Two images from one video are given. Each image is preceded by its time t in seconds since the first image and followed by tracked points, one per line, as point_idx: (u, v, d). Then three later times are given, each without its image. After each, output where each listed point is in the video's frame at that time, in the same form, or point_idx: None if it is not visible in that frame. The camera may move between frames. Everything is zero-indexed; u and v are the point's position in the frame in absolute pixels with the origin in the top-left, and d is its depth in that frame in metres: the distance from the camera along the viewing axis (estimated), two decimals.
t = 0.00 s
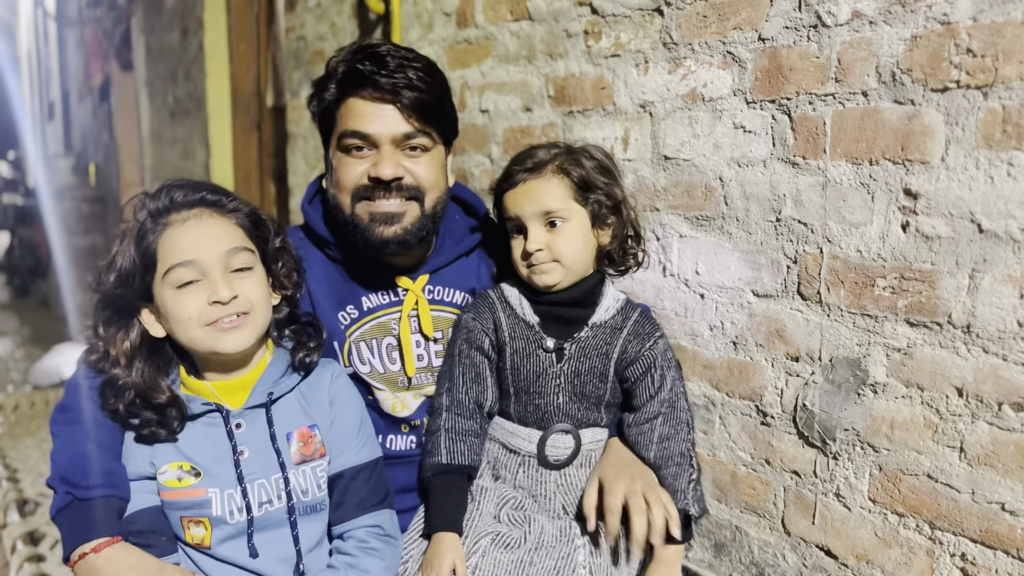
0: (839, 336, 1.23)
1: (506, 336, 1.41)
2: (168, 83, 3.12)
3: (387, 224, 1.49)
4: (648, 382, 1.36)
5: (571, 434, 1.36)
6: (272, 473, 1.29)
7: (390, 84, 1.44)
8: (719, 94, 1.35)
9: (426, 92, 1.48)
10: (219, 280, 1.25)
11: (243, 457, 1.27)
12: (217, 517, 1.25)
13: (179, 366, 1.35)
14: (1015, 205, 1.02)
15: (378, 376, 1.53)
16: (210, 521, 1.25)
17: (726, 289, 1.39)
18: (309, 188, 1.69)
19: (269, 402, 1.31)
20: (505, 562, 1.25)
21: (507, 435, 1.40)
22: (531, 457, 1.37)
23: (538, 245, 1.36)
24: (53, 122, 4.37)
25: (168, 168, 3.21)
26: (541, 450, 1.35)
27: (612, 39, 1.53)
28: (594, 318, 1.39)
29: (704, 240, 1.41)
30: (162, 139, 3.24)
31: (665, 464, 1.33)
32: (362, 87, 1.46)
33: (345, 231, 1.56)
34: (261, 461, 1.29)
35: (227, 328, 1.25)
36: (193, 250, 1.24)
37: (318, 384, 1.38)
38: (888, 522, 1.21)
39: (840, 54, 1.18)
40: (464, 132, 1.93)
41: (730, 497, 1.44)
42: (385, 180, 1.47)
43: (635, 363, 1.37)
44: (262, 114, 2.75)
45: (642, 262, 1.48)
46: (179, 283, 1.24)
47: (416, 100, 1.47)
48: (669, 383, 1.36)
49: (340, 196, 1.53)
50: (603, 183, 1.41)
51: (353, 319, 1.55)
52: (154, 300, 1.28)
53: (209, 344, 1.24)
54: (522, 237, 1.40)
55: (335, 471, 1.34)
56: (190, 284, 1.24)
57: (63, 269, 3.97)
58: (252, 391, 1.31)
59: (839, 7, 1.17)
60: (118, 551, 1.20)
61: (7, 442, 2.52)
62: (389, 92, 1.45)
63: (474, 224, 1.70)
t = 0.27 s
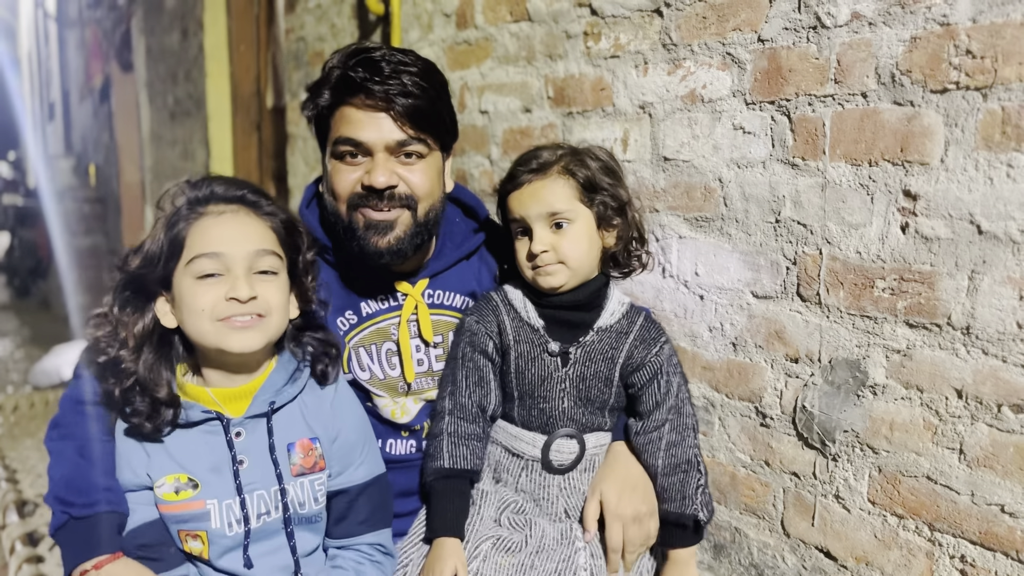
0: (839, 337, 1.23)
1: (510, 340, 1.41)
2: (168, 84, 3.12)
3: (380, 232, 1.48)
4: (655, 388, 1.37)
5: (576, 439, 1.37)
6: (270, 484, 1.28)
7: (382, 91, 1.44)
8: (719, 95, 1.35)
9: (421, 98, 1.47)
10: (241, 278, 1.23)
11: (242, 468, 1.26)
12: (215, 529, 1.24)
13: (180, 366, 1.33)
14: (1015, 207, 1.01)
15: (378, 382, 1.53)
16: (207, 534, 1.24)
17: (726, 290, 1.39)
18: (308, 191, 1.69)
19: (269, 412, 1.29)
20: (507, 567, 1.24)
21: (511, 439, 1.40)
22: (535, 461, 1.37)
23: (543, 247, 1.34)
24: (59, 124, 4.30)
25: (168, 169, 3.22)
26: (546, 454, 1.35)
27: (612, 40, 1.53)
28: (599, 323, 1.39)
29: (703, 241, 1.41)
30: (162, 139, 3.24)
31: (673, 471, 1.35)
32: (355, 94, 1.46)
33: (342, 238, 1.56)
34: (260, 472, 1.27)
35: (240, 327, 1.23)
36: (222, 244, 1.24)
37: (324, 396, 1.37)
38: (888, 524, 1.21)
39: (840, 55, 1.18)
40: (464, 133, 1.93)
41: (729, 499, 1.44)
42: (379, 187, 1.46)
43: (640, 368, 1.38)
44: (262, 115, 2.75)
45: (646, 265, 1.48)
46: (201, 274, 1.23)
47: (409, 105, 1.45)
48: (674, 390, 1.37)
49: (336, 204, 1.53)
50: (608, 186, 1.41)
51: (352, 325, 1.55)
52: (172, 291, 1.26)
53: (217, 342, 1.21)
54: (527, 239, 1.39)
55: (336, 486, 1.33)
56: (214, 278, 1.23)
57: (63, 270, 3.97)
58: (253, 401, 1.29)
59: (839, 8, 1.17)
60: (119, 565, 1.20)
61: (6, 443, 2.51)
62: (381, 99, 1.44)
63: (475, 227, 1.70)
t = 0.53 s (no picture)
0: (839, 339, 1.23)
1: (513, 343, 1.41)
2: (169, 85, 3.11)
3: (383, 240, 1.49)
4: (656, 392, 1.37)
5: (577, 444, 1.37)
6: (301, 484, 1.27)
7: (386, 100, 1.43)
8: (719, 96, 1.35)
9: (423, 103, 1.47)
10: (255, 262, 1.22)
11: (273, 470, 1.24)
12: (257, 532, 1.23)
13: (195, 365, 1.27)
14: (1016, 209, 1.01)
15: (380, 389, 1.53)
16: (249, 537, 1.22)
17: (726, 292, 1.38)
18: (308, 196, 1.69)
19: (296, 410, 1.28)
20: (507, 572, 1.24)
21: (512, 443, 1.40)
22: (535, 466, 1.37)
23: (552, 248, 1.34)
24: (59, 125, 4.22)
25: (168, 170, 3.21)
26: (547, 460, 1.35)
27: (613, 42, 1.53)
28: (602, 327, 1.39)
29: (704, 242, 1.41)
30: (162, 140, 3.23)
31: (671, 477, 1.35)
32: (357, 101, 1.45)
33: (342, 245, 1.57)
34: (291, 473, 1.26)
35: (253, 311, 1.20)
36: (235, 231, 1.23)
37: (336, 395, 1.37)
38: (888, 526, 1.20)
39: (840, 57, 1.17)
40: (465, 134, 1.93)
41: (730, 501, 1.44)
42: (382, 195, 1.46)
43: (643, 373, 1.38)
44: (262, 116, 2.75)
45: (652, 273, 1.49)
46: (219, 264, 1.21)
47: (413, 113, 1.45)
48: (675, 395, 1.37)
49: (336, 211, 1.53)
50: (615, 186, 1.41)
51: (353, 331, 1.55)
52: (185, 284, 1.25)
53: (229, 327, 1.19)
54: (535, 240, 1.38)
55: (353, 483, 1.33)
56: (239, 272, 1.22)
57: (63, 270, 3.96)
58: (278, 402, 1.28)
59: (839, 9, 1.17)
60: None
61: (6, 444, 2.51)
62: (384, 108, 1.44)
63: (477, 230, 1.70)
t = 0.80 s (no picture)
0: (842, 341, 1.23)
1: (514, 345, 1.40)
2: (169, 85, 3.11)
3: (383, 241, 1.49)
4: (658, 396, 1.36)
5: (578, 447, 1.37)
6: (305, 468, 1.28)
7: (384, 100, 1.43)
8: (722, 97, 1.35)
9: (422, 103, 1.46)
10: (259, 252, 1.23)
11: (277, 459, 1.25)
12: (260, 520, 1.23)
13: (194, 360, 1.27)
14: (1020, 210, 1.01)
15: (378, 387, 1.54)
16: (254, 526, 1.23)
17: (728, 293, 1.38)
18: (308, 195, 1.70)
19: (298, 397, 1.29)
20: None
21: (513, 444, 1.40)
22: (536, 468, 1.37)
23: (562, 250, 1.33)
24: (61, 127, 4.18)
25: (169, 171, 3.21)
26: (547, 462, 1.36)
27: (615, 43, 1.53)
28: (604, 329, 1.38)
29: (706, 244, 1.41)
30: (163, 141, 3.24)
31: (671, 480, 1.34)
32: (357, 102, 1.45)
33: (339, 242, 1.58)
34: (294, 459, 1.27)
35: (261, 297, 1.21)
36: (235, 222, 1.24)
37: (333, 384, 1.37)
38: (891, 528, 1.20)
39: (843, 58, 1.17)
40: (467, 135, 1.93)
41: (732, 502, 1.43)
42: (382, 196, 1.46)
43: (644, 375, 1.38)
44: (263, 117, 2.75)
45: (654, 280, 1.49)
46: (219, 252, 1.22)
47: (412, 113, 1.45)
48: (677, 398, 1.36)
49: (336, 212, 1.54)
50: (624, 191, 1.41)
51: (351, 330, 1.55)
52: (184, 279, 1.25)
53: (244, 315, 1.20)
54: (543, 241, 1.37)
55: (347, 463, 1.31)
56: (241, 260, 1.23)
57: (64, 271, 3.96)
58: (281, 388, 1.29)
59: (842, 11, 1.17)
60: None
61: (7, 445, 2.51)
62: (383, 108, 1.43)
63: (478, 230, 1.69)
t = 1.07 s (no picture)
0: (839, 340, 1.23)
1: (516, 334, 1.40)
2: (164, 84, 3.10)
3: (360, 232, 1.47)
4: (656, 387, 1.37)
5: (580, 435, 1.37)
6: (270, 453, 1.26)
7: (345, 100, 1.42)
8: (719, 96, 1.35)
9: (387, 98, 1.44)
10: (273, 272, 1.23)
11: (242, 437, 1.24)
12: (216, 491, 1.20)
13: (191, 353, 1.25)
14: (1017, 209, 1.01)
15: (372, 378, 1.53)
16: (209, 493, 1.20)
17: (726, 292, 1.38)
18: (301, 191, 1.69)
19: (274, 381, 1.28)
20: None
21: (513, 433, 1.39)
22: (537, 456, 1.36)
23: (570, 248, 1.33)
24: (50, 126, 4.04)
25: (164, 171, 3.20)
26: (549, 450, 1.35)
27: (612, 41, 1.53)
28: (605, 320, 1.38)
29: (703, 243, 1.41)
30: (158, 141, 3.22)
31: (667, 471, 1.35)
32: (325, 101, 1.45)
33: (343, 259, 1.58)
34: (260, 441, 1.26)
35: (262, 313, 1.21)
36: (261, 237, 1.23)
37: (318, 369, 1.36)
38: (889, 527, 1.20)
39: (840, 57, 1.17)
40: (463, 134, 1.92)
41: (729, 501, 1.43)
42: (353, 185, 1.45)
43: (643, 367, 1.38)
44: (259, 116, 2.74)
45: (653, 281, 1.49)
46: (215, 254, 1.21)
47: (372, 111, 1.43)
48: (673, 390, 1.37)
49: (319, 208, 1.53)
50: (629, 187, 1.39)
51: (345, 323, 1.54)
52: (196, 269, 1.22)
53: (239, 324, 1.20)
54: (550, 237, 1.36)
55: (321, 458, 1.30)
56: (244, 262, 1.22)
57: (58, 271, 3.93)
58: (258, 371, 1.28)
59: (839, 9, 1.17)
60: None
61: None
62: (347, 107, 1.43)
63: (470, 227, 1.70)
